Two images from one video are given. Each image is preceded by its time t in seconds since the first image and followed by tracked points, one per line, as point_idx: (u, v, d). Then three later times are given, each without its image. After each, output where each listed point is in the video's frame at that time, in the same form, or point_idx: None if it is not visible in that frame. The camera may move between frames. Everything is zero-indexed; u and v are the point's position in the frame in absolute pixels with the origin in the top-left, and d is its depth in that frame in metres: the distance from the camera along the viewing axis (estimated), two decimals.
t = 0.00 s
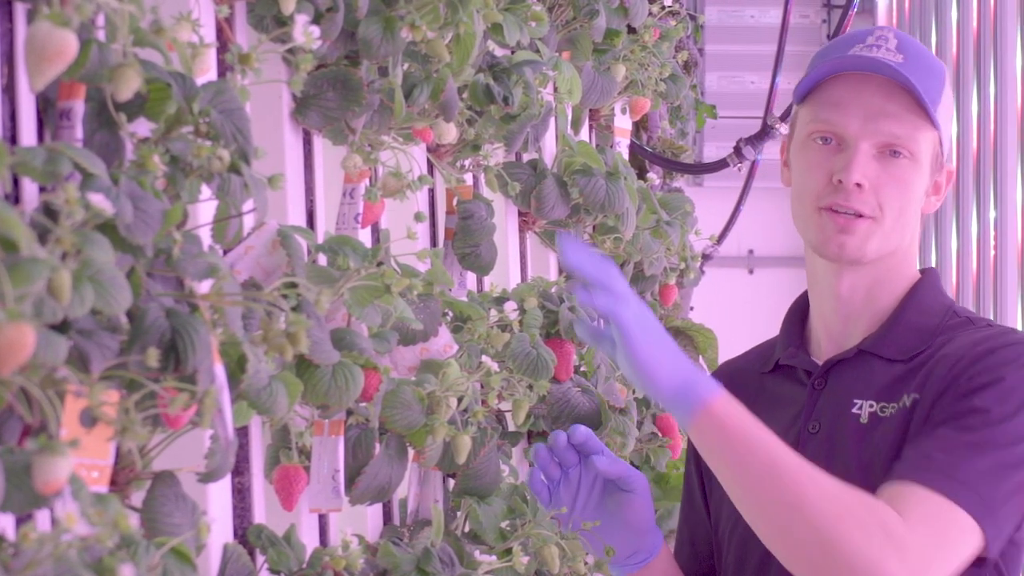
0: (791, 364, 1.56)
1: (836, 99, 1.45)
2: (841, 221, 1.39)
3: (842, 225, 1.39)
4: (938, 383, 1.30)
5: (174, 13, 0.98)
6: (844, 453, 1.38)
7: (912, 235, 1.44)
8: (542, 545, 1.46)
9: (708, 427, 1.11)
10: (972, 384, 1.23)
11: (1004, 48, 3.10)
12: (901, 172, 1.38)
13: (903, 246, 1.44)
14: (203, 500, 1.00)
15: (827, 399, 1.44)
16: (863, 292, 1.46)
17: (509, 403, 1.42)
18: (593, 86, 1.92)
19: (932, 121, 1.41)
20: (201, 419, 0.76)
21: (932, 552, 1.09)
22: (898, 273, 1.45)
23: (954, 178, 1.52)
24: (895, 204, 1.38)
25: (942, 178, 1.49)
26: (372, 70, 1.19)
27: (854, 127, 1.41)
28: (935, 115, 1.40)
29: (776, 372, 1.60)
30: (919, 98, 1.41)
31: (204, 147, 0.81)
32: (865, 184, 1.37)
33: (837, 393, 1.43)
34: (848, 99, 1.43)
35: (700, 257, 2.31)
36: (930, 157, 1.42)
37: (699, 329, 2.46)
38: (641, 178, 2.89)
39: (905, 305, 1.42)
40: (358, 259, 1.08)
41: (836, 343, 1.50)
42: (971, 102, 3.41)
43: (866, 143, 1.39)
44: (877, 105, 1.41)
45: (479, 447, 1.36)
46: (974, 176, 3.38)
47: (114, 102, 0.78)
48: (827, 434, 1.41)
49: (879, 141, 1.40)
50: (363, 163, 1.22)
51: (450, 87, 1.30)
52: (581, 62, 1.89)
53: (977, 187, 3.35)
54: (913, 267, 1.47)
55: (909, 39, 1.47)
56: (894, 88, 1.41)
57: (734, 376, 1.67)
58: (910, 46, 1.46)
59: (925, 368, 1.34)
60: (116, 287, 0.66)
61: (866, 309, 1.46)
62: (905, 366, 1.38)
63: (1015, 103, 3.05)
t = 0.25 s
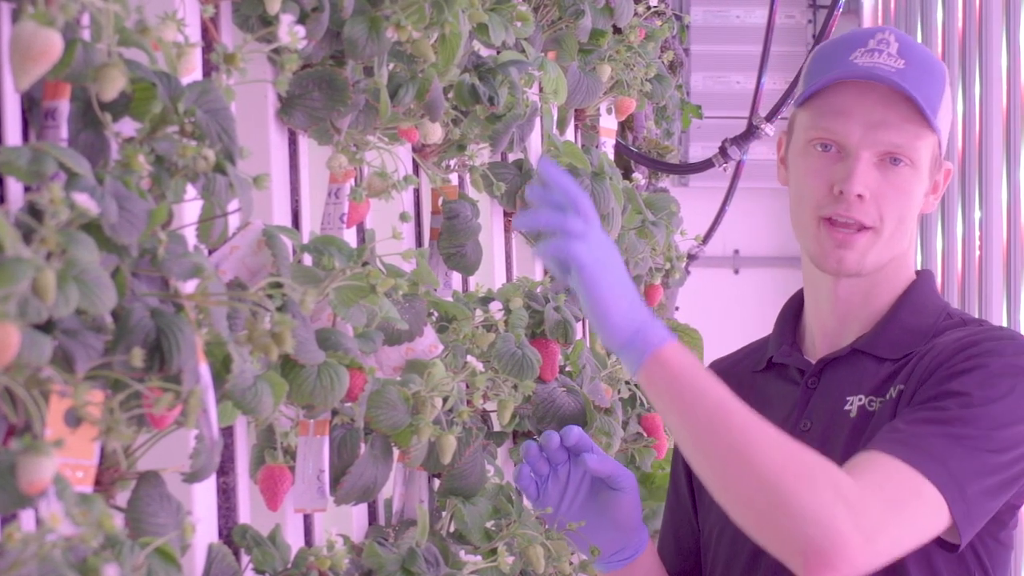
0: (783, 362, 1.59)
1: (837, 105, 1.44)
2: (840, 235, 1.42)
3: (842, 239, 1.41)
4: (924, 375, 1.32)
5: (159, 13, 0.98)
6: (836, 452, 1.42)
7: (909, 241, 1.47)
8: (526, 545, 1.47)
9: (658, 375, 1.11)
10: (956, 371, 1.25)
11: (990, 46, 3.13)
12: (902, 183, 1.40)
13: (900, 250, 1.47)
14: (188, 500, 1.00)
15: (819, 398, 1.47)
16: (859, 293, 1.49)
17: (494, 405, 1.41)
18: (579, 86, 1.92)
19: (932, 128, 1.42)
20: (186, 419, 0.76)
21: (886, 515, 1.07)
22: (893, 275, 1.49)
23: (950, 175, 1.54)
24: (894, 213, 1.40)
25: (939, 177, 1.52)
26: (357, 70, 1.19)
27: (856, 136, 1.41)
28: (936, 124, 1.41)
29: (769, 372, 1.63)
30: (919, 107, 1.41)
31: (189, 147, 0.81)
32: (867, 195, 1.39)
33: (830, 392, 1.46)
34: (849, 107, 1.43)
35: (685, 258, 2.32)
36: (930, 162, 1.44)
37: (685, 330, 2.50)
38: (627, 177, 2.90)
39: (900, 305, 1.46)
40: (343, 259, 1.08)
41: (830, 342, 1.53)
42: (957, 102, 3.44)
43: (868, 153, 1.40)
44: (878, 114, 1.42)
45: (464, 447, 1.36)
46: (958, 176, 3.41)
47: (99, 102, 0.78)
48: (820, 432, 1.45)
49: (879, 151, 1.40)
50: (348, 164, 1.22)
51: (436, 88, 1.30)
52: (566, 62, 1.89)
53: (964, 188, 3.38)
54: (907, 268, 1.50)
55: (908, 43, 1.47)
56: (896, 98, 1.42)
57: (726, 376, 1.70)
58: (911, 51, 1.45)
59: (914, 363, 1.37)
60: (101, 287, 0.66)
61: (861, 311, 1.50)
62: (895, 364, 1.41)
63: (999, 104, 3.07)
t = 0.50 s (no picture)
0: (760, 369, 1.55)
1: (782, 111, 1.42)
2: (804, 239, 1.38)
3: (807, 242, 1.38)
4: (919, 402, 1.31)
5: (142, 13, 0.97)
6: (814, 466, 1.37)
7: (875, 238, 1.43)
8: (510, 544, 1.47)
9: None
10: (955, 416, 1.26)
11: (972, 48, 3.13)
12: (861, 180, 1.37)
13: (865, 252, 1.44)
14: (170, 500, 1.00)
15: (794, 406, 1.43)
16: (828, 303, 1.45)
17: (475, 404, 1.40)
18: (562, 86, 1.92)
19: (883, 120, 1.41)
20: (168, 419, 0.77)
21: None
22: (861, 282, 1.45)
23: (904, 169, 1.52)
24: (856, 212, 1.37)
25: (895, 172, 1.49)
26: (341, 70, 1.19)
27: (807, 139, 1.39)
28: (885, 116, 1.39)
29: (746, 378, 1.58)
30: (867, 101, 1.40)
31: (172, 147, 0.81)
32: (824, 196, 1.36)
33: (805, 400, 1.41)
34: (796, 110, 1.41)
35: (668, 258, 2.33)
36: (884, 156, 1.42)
37: (668, 329, 2.52)
38: (611, 177, 2.91)
39: (875, 311, 1.41)
40: (326, 259, 1.08)
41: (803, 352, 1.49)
42: (941, 101, 3.47)
43: (820, 153, 1.38)
44: (826, 114, 1.40)
45: (447, 447, 1.36)
46: (942, 175, 3.45)
47: (82, 102, 0.78)
48: (795, 443, 1.40)
49: (833, 150, 1.38)
50: (332, 163, 1.23)
51: (419, 88, 1.29)
52: (550, 62, 1.89)
53: (945, 188, 3.41)
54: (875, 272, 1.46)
55: (844, 39, 1.46)
56: (842, 94, 1.40)
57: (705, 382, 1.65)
58: (847, 46, 1.44)
59: (899, 382, 1.34)
60: (84, 287, 0.66)
61: (832, 319, 1.45)
62: (875, 376, 1.37)
63: (983, 108, 3.11)
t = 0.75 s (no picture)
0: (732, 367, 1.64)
1: (772, 95, 1.55)
2: (779, 217, 1.49)
3: (782, 219, 1.49)
4: (897, 404, 1.42)
5: (123, 12, 0.97)
6: (792, 460, 1.48)
7: (850, 230, 1.54)
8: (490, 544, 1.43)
9: None
10: (932, 421, 1.37)
11: (954, 47, 3.18)
12: (838, 168, 1.49)
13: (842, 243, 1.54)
14: (151, 500, 1.00)
15: (769, 405, 1.53)
16: (802, 293, 1.56)
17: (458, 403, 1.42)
18: (544, 86, 1.93)
19: (868, 117, 1.52)
20: (148, 420, 0.77)
21: None
22: (836, 273, 1.56)
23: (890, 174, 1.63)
24: (831, 199, 1.48)
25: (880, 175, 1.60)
26: (322, 70, 1.19)
27: (791, 123, 1.51)
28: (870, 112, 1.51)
29: (716, 375, 1.68)
30: (855, 94, 1.51)
31: (153, 147, 0.81)
32: (801, 179, 1.47)
33: (779, 399, 1.52)
34: (785, 95, 1.53)
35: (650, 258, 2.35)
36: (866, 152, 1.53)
37: (649, 329, 2.53)
38: (592, 177, 2.93)
39: (849, 307, 1.52)
40: (308, 259, 1.08)
41: (776, 346, 1.60)
42: (923, 101, 3.51)
43: (802, 138, 1.50)
44: (812, 102, 1.52)
45: (428, 447, 1.37)
46: (924, 175, 3.49)
47: (63, 101, 0.78)
48: (771, 440, 1.51)
49: (815, 137, 1.50)
50: (313, 163, 1.23)
51: (401, 89, 1.31)
52: (532, 62, 1.92)
53: (926, 187, 3.46)
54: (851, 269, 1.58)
55: (841, 36, 1.57)
56: (831, 84, 1.52)
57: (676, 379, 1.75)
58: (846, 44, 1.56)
59: (878, 379, 1.46)
60: (65, 287, 0.66)
61: (804, 305, 1.56)
62: (850, 372, 1.48)
63: (964, 107, 3.13)
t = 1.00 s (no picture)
0: (714, 365, 1.65)
1: (750, 92, 1.57)
2: (757, 216, 1.50)
3: (760, 218, 1.50)
4: (878, 405, 1.44)
5: (103, 12, 0.97)
6: (772, 458, 1.50)
7: (829, 230, 1.56)
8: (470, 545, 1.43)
9: None
10: (913, 422, 1.39)
11: (934, 48, 3.20)
12: (817, 162, 1.51)
13: (822, 240, 1.56)
14: (130, 501, 0.99)
15: (750, 404, 1.55)
16: (782, 292, 1.58)
17: (438, 405, 1.45)
18: (524, 87, 1.94)
19: (845, 113, 1.55)
20: (128, 419, 0.77)
21: None
22: (816, 271, 1.58)
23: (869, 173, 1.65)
24: (810, 194, 1.50)
25: (859, 173, 1.62)
26: (303, 70, 1.20)
27: (769, 118, 1.54)
28: (848, 107, 1.53)
29: (697, 374, 1.70)
30: (832, 89, 1.54)
31: (133, 146, 0.81)
32: (780, 174, 1.49)
33: (761, 398, 1.54)
34: (764, 91, 1.56)
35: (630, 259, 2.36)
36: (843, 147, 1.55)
37: (630, 329, 2.54)
38: (573, 178, 2.94)
39: (831, 308, 1.55)
40: (287, 259, 1.08)
41: (756, 346, 1.62)
42: (904, 102, 3.54)
43: (780, 134, 1.52)
44: (790, 97, 1.54)
45: (408, 448, 1.37)
46: (904, 175, 3.52)
47: (42, 101, 0.78)
48: (752, 439, 1.53)
49: (794, 132, 1.52)
50: (293, 163, 1.23)
51: (380, 87, 1.31)
52: (512, 62, 1.91)
53: (907, 186, 3.48)
54: (831, 268, 1.60)
55: (818, 34, 1.59)
56: (808, 80, 1.55)
57: (656, 378, 1.78)
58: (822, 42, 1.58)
59: (860, 380, 1.47)
60: (44, 287, 0.66)
61: (784, 308, 1.59)
62: (832, 373, 1.50)
63: (944, 107, 3.18)
